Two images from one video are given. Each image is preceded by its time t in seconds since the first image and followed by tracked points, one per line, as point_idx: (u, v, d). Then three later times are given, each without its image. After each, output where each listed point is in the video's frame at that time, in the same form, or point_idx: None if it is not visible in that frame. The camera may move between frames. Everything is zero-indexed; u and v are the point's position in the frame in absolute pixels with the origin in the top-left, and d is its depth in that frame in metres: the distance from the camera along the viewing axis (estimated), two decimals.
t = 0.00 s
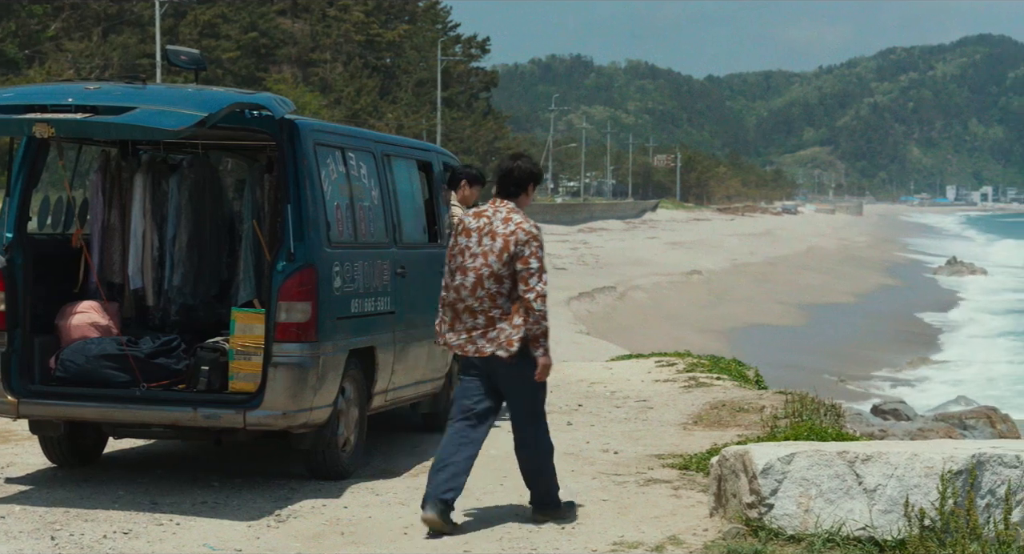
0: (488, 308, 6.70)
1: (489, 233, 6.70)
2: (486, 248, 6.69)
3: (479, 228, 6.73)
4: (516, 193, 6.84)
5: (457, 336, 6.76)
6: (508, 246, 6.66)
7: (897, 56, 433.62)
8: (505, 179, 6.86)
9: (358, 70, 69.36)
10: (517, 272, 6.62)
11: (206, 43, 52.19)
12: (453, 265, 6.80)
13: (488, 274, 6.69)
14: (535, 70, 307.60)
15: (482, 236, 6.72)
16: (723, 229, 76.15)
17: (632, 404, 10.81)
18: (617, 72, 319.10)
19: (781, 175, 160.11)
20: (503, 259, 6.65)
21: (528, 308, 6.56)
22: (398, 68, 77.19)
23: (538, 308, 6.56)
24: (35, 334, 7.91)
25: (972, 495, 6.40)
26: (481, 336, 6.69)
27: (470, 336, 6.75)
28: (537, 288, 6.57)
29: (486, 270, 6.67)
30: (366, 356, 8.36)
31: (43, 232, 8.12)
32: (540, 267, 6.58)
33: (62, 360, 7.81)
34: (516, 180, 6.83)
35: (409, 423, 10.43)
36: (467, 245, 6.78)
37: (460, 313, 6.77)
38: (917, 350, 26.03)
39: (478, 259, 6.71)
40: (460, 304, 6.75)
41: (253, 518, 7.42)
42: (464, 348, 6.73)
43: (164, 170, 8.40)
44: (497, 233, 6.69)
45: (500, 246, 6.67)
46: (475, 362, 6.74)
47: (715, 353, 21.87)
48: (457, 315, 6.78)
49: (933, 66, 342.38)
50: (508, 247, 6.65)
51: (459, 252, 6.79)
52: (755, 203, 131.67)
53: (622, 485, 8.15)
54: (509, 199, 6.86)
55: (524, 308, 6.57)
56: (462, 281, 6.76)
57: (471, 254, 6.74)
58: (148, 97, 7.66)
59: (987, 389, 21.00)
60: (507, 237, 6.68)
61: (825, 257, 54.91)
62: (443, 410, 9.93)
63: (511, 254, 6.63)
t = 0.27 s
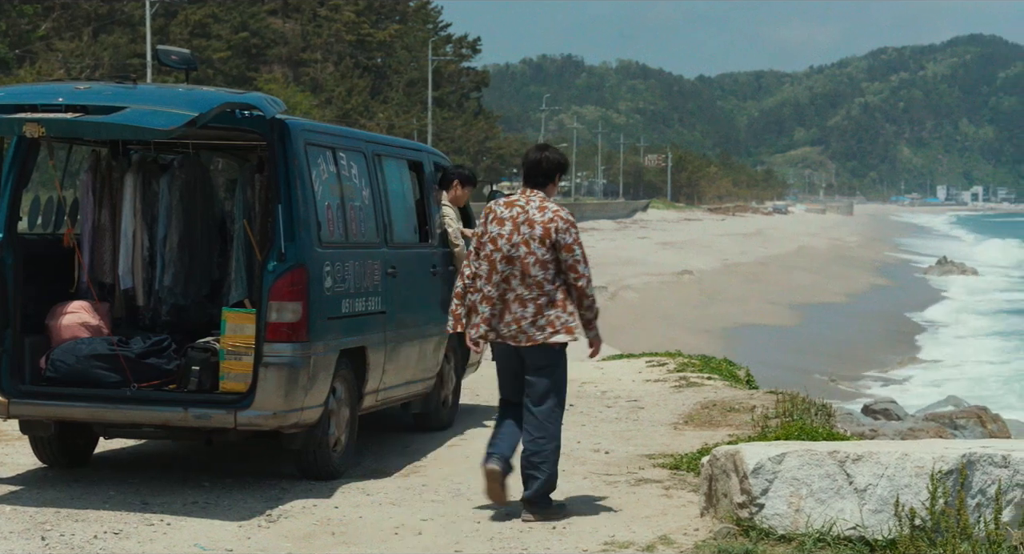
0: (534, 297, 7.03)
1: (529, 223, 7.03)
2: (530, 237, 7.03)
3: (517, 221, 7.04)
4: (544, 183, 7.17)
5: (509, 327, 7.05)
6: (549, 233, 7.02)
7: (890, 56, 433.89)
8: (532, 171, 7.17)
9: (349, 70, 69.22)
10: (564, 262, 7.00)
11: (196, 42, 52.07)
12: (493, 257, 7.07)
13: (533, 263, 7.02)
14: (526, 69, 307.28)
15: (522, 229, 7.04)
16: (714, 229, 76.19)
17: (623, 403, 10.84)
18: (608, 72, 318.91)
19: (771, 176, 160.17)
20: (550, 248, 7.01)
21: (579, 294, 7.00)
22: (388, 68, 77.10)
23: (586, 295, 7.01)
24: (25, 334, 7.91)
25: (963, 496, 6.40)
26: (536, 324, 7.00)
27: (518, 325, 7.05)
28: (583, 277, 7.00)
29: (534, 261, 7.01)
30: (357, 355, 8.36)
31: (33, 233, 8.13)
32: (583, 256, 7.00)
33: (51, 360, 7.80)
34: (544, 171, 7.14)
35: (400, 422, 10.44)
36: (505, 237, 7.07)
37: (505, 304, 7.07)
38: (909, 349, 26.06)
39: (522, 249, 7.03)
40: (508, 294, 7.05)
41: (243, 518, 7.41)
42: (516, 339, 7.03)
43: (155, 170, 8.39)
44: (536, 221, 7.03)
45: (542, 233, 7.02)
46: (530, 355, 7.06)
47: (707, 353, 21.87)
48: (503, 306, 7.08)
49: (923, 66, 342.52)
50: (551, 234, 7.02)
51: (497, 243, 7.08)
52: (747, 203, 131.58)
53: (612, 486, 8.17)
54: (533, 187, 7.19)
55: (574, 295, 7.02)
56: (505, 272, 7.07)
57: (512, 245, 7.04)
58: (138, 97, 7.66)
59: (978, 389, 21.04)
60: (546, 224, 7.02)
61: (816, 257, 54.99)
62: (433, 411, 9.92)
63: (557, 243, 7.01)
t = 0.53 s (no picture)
0: (560, 297, 7.22)
1: (546, 226, 7.21)
2: (548, 240, 7.20)
3: (534, 225, 7.22)
4: (555, 186, 7.34)
5: (539, 329, 7.19)
6: (568, 234, 7.21)
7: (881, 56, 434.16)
8: (544, 175, 7.33)
9: (339, 70, 69.10)
10: (583, 261, 7.19)
11: (186, 42, 51.94)
12: (515, 262, 7.25)
13: (554, 265, 7.21)
14: (517, 69, 306.91)
15: (541, 232, 7.22)
16: (704, 228, 76.24)
17: (614, 403, 10.86)
18: (600, 72, 318.75)
19: (762, 176, 160.19)
20: (569, 249, 7.20)
21: (600, 291, 7.22)
22: (379, 68, 76.97)
23: (607, 293, 7.24)
24: (14, 334, 7.91)
25: (952, 495, 6.41)
26: (562, 324, 7.17)
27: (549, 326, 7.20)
28: (604, 276, 7.22)
29: (557, 262, 7.20)
30: (347, 355, 8.36)
31: (22, 232, 8.17)
32: (603, 256, 7.21)
33: (41, 360, 7.79)
34: (556, 174, 7.30)
35: (390, 423, 10.45)
36: (525, 241, 7.24)
37: (528, 306, 7.25)
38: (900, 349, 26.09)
39: (542, 252, 7.21)
40: (533, 296, 7.23)
41: (233, 518, 7.40)
42: (543, 340, 7.17)
43: (145, 170, 8.38)
44: (554, 223, 7.21)
45: (562, 235, 7.21)
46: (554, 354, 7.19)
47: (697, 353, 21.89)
48: (530, 310, 7.24)
49: (913, 66, 342.79)
50: (571, 233, 7.21)
51: (520, 247, 7.24)
52: (737, 203, 131.53)
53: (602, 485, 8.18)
54: (542, 191, 7.36)
55: (595, 293, 7.22)
56: (528, 276, 7.25)
57: (532, 249, 7.22)
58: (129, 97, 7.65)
59: (969, 389, 21.07)
60: (563, 225, 7.21)
61: (805, 256, 55.04)
62: (423, 411, 9.92)
63: (574, 243, 7.20)
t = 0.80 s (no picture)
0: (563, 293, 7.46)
1: (554, 224, 7.44)
2: (556, 237, 7.44)
3: (543, 223, 7.45)
4: (565, 184, 7.60)
5: (545, 326, 7.45)
6: (572, 232, 7.43)
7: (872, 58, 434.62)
8: (552, 173, 7.58)
9: (329, 70, 68.99)
10: (585, 255, 7.39)
11: (176, 42, 51.86)
12: (525, 260, 7.49)
13: (561, 264, 7.44)
14: (507, 69, 306.64)
15: (549, 229, 7.45)
16: (694, 228, 76.24)
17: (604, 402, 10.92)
18: (591, 72, 318.63)
19: (752, 176, 160.17)
20: (574, 244, 7.41)
21: (595, 287, 7.35)
22: (369, 68, 76.88)
23: (604, 286, 7.37)
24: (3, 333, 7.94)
25: (941, 494, 6.40)
26: (560, 317, 7.43)
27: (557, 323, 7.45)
28: (602, 269, 7.37)
29: (562, 259, 7.43)
30: (338, 355, 8.36)
31: (12, 232, 8.35)
32: (603, 249, 7.36)
33: (31, 360, 7.80)
34: (563, 172, 7.57)
35: (380, 423, 10.47)
36: (532, 239, 7.49)
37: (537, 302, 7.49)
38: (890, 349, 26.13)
39: (549, 249, 7.44)
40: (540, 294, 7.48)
41: (223, 518, 7.39)
42: (547, 336, 7.44)
43: (134, 170, 8.38)
44: (558, 221, 7.45)
45: (566, 232, 7.43)
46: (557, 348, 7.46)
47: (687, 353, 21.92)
48: (539, 308, 7.50)
49: (903, 66, 343.15)
50: (574, 231, 7.43)
51: (525, 246, 7.50)
52: (727, 203, 131.50)
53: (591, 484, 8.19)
54: (551, 189, 7.61)
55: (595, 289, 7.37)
56: (535, 272, 7.49)
57: (540, 247, 7.46)
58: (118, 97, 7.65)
59: (958, 389, 21.10)
60: (569, 223, 7.44)
61: (794, 257, 55.10)
62: (413, 411, 9.93)
63: (579, 238, 7.41)
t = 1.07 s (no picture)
0: (562, 290, 7.57)
1: (559, 223, 7.58)
2: (560, 236, 7.57)
3: (548, 222, 7.59)
4: (571, 184, 7.72)
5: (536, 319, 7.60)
6: (580, 230, 7.57)
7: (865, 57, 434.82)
8: (559, 173, 7.71)
9: (321, 70, 68.85)
10: (587, 252, 7.54)
11: (168, 42, 51.77)
12: (529, 257, 7.66)
13: (562, 262, 7.57)
14: (501, 69, 306.24)
15: (552, 227, 7.59)
16: (687, 228, 76.27)
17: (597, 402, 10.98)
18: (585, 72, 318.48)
19: (745, 176, 160.05)
20: (576, 243, 7.55)
21: (597, 284, 7.49)
22: (362, 68, 76.79)
23: (605, 284, 7.49)
24: None
25: (933, 494, 6.38)
26: (556, 315, 7.56)
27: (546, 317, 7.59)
28: (603, 267, 7.50)
29: (559, 257, 7.55)
30: (330, 356, 8.35)
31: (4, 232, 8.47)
32: (605, 249, 7.52)
33: (23, 360, 7.80)
34: (570, 173, 7.69)
35: (373, 423, 10.48)
36: (536, 237, 7.64)
37: (536, 296, 7.64)
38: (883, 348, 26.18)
39: (550, 247, 7.57)
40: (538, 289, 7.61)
41: (215, 518, 7.38)
42: (540, 330, 7.60)
43: (126, 169, 8.38)
44: (566, 221, 7.57)
45: (571, 232, 7.57)
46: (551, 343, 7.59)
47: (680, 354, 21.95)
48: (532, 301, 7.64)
49: (895, 66, 343.48)
50: (581, 231, 7.57)
51: (530, 243, 7.66)
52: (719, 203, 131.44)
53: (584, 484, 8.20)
54: (559, 188, 7.74)
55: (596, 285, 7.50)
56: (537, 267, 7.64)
57: (543, 244, 7.60)
58: (109, 96, 7.65)
59: (950, 389, 21.15)
60: (577, 222, 7.57)
61: (787, 257, 55.13)
62: (406, 411, 9.93)
63: (581, 238, 7.55)
